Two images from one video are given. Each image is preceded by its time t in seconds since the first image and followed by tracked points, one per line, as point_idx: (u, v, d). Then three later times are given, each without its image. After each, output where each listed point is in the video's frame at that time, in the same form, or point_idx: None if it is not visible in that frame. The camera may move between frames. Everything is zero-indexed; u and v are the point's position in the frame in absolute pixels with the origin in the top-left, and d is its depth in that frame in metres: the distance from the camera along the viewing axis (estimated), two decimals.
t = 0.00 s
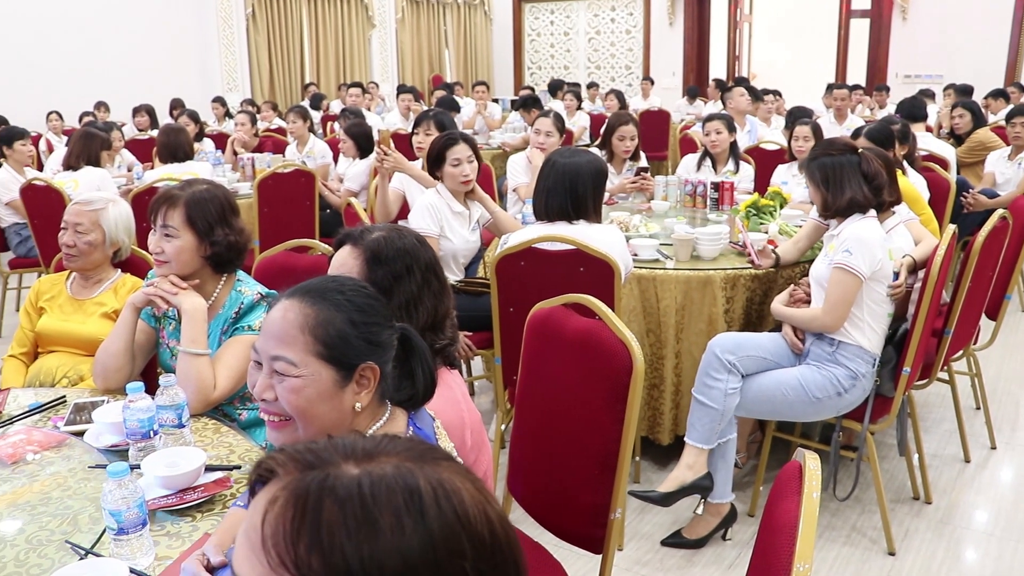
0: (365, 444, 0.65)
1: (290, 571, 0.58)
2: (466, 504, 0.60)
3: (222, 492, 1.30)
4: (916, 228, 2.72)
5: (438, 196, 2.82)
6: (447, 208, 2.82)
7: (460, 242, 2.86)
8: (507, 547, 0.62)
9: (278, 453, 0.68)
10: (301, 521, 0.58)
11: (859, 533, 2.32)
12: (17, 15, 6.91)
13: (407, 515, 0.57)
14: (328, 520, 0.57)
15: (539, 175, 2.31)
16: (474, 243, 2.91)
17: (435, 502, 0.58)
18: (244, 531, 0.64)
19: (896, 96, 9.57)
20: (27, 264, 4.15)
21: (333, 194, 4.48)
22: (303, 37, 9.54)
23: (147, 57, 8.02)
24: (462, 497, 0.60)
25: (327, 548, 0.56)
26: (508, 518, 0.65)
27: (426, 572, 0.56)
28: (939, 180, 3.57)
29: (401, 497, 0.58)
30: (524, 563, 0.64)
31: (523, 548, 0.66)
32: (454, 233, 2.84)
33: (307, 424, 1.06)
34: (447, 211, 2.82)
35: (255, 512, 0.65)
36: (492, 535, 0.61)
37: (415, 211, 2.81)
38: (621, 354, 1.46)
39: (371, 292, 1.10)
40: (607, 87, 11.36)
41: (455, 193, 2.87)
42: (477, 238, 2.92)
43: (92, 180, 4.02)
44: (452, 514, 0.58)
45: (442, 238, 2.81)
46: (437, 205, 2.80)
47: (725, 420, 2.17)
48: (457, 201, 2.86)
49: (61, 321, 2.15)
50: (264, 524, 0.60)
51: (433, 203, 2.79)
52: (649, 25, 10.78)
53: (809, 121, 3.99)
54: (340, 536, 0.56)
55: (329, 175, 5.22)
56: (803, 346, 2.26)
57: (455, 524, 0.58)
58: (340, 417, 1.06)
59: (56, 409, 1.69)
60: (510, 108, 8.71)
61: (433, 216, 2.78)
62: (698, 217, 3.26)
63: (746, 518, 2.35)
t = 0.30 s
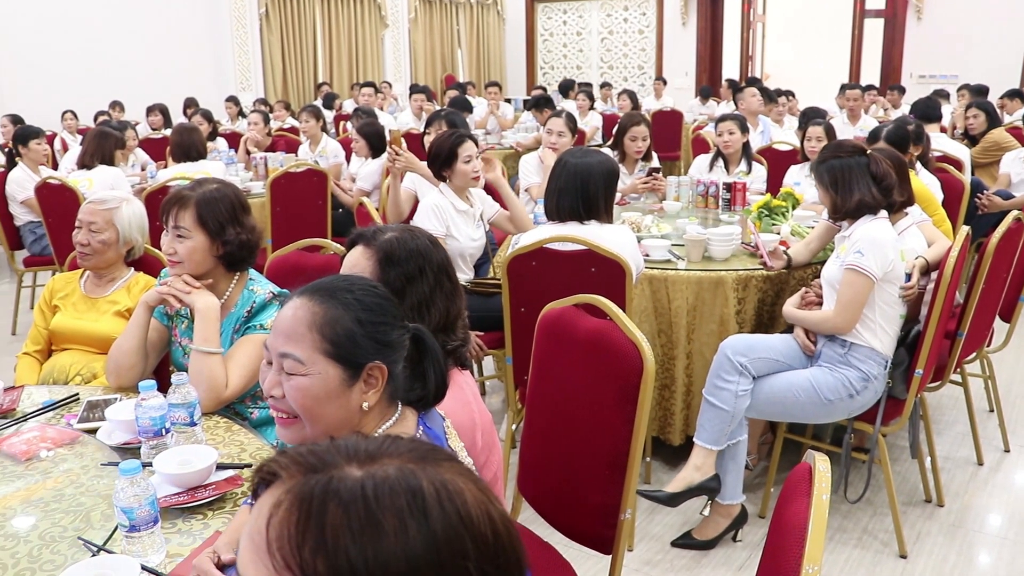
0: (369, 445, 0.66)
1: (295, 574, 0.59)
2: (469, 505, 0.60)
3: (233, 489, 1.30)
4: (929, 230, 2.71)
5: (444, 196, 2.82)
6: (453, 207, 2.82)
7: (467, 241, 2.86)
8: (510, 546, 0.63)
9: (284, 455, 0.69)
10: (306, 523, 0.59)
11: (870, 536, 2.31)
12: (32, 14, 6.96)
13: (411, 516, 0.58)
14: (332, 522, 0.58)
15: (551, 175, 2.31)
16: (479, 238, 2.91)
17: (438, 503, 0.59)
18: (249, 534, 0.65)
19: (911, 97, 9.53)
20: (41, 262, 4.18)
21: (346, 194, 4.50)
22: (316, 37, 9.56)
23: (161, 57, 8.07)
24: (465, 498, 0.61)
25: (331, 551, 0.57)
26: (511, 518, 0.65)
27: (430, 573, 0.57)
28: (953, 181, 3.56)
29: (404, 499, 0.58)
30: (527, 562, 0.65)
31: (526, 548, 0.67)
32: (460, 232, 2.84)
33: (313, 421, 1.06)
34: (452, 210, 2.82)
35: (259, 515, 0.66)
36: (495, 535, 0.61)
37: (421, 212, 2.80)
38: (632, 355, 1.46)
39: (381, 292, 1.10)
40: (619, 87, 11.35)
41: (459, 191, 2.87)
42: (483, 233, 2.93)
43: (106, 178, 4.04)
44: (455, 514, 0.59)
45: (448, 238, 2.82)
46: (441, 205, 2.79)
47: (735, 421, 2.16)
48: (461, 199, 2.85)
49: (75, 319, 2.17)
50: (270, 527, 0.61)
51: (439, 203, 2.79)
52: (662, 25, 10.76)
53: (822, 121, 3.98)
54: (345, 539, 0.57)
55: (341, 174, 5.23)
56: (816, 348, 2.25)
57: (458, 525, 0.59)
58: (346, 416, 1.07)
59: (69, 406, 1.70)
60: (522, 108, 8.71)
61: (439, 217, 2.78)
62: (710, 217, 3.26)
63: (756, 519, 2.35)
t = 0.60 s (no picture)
0: (377, 442, 0.66)
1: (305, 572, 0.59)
2: (478, 502, 0.61)
3: (244, 486, 1.31)
4: (942, 230, 2.70)
5: (448, 195, 2.80)
6: (456, 206, 2.81)
7: (472, 239, 2.84)
8: (520, 544, 0.63)
9: (293, 452, 0.69)
10: (316, 520, 0.59)
11: (882, 537, 2.30)
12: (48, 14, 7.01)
13: (421, 514, 0.58)
14: (342, 520, 0.58)
15: (562, 174, 2.31)
16: (482, 235, 2.90)
17: (447, 499, 0.59)
18: (260, 532, 0.66)
19: (925, 97, 9.49)
20: (55, 260, 4.21)
21: (358, 193, 4.51)
22: (329, 37, 9.60)
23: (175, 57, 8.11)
24: (474, 495, 0.61)
25: (341, 549, 0.57)
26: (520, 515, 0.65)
27: (439, 570, 0.57)
28: (967, 181, 3.54)
29: (413, 496, 0.59)
30: (536, 559, 0.65)
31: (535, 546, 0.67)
32: (465, 231, 2.83)
33: (320, 415, 1.07)
34: (456, 209, 2.81)
35: (269, 513, 0.66)
36: (504, 532, 0.61)
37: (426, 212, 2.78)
38: (642, 354, 1.46)
39: (393, 288, 1.10)
40: (632, 87, 11.33)
41: (461, 190, 2.87)
42: (484, 230, 2.92)
43: (119, 177, 4.06)
44: (464, 512, 0.59)
45: (453, 237, 2.80)
46: (446, 205, 2.78)
47: (745, 421, 2.16)
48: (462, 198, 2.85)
49: (89, 317, 2.18)
50: (279, 526, 0.62)
51: (444, 202, 2.77)
52: (674, 25, 10.75)
53: (834, 121, 3.96)
54: (354, 538, 0.57)
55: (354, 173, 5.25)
56: (827, 349, 2.24)
57: (468, 522, 0.59)
58: (354, 411, 1.07)
59: (83, 403, 1.71)
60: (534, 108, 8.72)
61: (444, 217, 2.77)
62: (722, 217, 3.26)
63: (767, 520, 2.35)
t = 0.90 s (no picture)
0: (384, 439, 0.67)
1: (311, 569, 0.59)
2: (483, 499, 0.61)
3: (253, 482, 1.32)
4: (953, 231, 2.69)
5: (448, 196, 2.80)
6: (457, 207, 2.80)
7: (474, 240, 2.83)
8: (524, 543, 0.63)
9: (297, 450, 0.70)
10: (321, 519, 0.60)
11: (891, 538, 2.30)
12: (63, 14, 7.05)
13: (427, 512, 0.58)
14: (348, 519, 0.58)
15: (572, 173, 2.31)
16: (484, 235, 2.89)
17: (452, 497, 0.59)
18: (266, 528, 0.66)
19: (939, 97, 9.44)
20: (69, 259, 4.23)
21: (369, 192, 4.52)
22: (342, 37, 9.63)
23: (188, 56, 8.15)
24: (480, 493, 0.61)
25: (347, 546, 0.57)
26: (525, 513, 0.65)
27: (445, 569, 0.57)
28: (979, 181, 3.52)
29: (419, 494, 0.59)
30: (540, 557, 0.65)
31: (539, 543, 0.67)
32: (467, 231, 2.82)
33: (317, 409, 1.08)
34: (456, 210, 2.80)
35: (276, 510, 0.66)
36: (509, 530, 0.62)
37: (426, 214, 2.78)
38: (650, 354, 1.46)
39: (399, 288, 1.08)
40: (644, 87, 11.32)
41: (462, 191, 2.87)
42: (486, 230, 2.91)
43: (132, 176, 4.08)
44: (470, 510, 0.59)
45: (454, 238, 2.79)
46: (446, 205, 2.78)
47: (754, 422, 2.16)
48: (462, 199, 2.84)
49: (101, 314, 2.20)
50: (286, 523, 0.62)
51: (444, 203, 2.77)
52: (687, 25, 10.72)
53: (846, 121, 3.95)
54: (360, 535, 0.57)
55: (365, 173, 5.26)
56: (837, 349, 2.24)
57: (473, 520, 0.59)
58: (350, 406, 1.07)
59: (94, 399, 1.73)
60: (546, 108, 8.72)
61: (445, 218, 2.76)
62: (733, 217, 3.25)
63: (776, 520, 2.34)
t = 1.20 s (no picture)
0: (381, 438, 0.67)
1: (308, 568, 0.60)
2: (479, 498, 0.61)
3: (258, 479, 1.32)
4: (963, 231, 2.68)
5: (451, 198, 2.80)
6: (459, 208, 2.81)
7: (478, 241, 2.83)
8: (521, 542, 0.63)
9: (294, 449, 0.70)
10: (317, 518, 0.60)
11: (900, 540, 2.29)
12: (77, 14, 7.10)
13: (422, 511, 0.58)
14: (343, 517, 0.58)
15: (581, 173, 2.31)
16: (488, 236, 2.89)
17: (448, 496, 0.59)
18: (264, 526, 0.66)
19: (953, 96, 9.39)
20: (81, 257, 4.26)
21: (380, 191, 4.54)
22: (354, 36, 9.65)
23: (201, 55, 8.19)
24: (476, 492, 0.61)
25: (343, 544, 0.58)
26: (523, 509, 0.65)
27: (439, 568, 0.57)
28: (992, 182, 3.50)
29: (415, 494, 0.59)
30: (537, 556, 0.65)
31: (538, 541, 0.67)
32: (470, 231, 2.82)
33: (312, 404, 1.03)
34: (459, 210, 2.80)
35: (273, 508, 0.67)
36: (506, 529, 0.61)
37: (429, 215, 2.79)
38: (656, 353, 1.46)
39: (399, 288, 1.01)
40: (656, 86, 11.29)
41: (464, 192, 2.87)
42: (491, 230, 2.92)
43: (144, 175, 4.11)
44: (465, 509, 0.59)
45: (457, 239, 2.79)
46: (449, 207, 2.78)
47: (761, 422, 2.15)
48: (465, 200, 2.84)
49: (111, 312, 2.21)
50: (282, 522, 0.62)
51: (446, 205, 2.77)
52: (700, 25, 10.69)
53: (858, 120, 3.94)
54: (355, 534, 0.57)
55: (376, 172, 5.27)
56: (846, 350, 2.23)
57: (468, 520, 0.59)
58: (343, 404, 1.02)
59: (103, 396, 1.74)
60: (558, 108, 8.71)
61: (448, 219, 2.77)
62: (743, 217, 3.24)
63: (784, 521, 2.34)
